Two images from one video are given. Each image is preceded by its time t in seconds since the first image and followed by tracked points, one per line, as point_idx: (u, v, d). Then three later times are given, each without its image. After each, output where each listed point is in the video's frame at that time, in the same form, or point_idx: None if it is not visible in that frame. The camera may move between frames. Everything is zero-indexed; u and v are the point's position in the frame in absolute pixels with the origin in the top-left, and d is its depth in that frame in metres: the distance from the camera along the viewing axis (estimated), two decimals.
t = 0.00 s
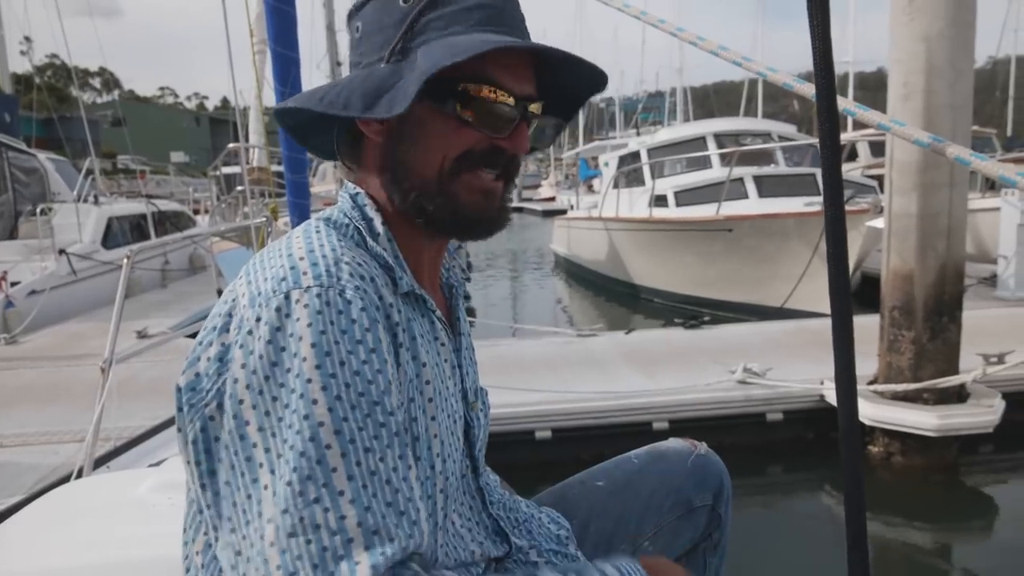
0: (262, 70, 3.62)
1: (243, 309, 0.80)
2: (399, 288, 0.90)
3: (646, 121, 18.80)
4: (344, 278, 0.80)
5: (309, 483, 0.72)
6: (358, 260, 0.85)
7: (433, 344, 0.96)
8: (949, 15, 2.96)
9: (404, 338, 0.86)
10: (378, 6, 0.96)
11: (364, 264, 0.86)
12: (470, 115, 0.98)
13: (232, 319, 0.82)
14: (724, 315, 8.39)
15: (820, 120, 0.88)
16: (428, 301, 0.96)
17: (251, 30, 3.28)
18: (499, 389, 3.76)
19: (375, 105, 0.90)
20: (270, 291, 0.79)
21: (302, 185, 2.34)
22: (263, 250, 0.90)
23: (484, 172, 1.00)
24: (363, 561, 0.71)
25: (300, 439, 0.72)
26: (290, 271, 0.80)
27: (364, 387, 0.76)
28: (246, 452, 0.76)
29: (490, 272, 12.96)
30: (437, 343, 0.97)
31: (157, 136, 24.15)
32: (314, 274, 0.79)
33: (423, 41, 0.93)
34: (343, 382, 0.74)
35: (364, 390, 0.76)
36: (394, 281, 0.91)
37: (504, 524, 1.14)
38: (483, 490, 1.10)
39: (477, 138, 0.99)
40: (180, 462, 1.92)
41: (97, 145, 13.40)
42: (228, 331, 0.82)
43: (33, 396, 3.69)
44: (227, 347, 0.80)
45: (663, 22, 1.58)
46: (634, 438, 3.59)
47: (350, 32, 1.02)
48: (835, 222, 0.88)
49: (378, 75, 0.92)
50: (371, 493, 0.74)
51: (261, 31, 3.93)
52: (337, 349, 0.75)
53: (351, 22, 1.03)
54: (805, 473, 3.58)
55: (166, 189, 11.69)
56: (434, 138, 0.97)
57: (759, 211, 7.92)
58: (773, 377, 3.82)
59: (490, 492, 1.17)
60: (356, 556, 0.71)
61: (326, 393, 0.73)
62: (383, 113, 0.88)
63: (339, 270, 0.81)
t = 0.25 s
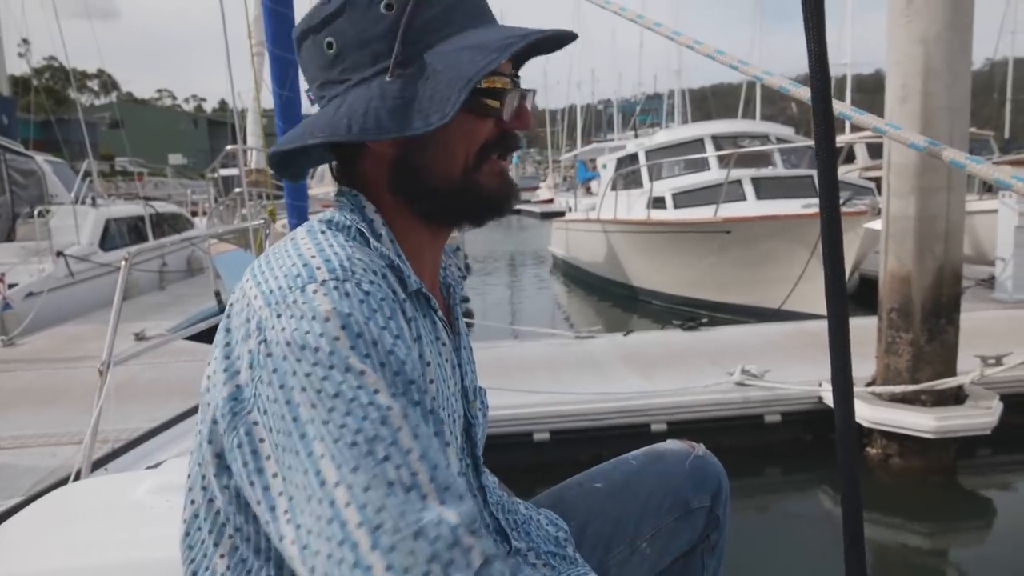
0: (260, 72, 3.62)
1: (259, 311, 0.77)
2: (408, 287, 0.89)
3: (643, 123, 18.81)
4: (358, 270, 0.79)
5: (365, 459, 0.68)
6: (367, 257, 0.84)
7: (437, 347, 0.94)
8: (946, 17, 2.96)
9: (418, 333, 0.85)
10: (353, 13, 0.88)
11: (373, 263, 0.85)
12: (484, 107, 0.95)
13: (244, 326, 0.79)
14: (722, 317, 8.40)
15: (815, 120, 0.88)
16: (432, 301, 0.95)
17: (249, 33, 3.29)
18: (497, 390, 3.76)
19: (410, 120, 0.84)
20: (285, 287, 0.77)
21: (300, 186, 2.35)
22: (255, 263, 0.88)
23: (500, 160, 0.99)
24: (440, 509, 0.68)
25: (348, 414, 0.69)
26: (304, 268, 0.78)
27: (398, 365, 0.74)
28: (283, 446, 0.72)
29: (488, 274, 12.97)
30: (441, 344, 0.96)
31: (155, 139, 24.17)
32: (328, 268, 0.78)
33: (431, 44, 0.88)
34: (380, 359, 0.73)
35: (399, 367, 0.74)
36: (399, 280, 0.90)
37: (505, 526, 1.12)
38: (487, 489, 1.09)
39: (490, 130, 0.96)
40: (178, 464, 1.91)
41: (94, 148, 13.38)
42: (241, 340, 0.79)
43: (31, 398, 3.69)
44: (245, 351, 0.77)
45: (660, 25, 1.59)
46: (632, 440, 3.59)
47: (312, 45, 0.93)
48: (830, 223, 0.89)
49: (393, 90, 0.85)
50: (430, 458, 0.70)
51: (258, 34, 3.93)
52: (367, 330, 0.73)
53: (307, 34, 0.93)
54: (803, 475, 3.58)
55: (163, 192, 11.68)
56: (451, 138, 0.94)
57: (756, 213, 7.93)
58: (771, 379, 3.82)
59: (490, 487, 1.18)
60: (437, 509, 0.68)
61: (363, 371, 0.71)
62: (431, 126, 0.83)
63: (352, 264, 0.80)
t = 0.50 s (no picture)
0: (259, 72, 3.63)
1: (252, 316, 0.75)
2: (403, 288, 0.89)
3: (642, 125, 18.82)
4: (350, 273, 0.75)
5: (324, 474, 0.63)
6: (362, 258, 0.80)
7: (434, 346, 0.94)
8: (945, 19, 2.97)
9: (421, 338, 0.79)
10: (373, 11, 0.87)
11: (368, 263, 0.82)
12: (495, 114, 0.95)
13: (238, 332, 0.77)
14: (721, 318, 8.41)
15: (814, 122, 0.88)
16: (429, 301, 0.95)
17: (248, 33, 3.29)
18: (496, 391, 3.76)
19: (433, 121, 0.83)
20: (276, 291, 0.74)
21: (299, 188, 2.34)
22: (262, 257, 0.87)
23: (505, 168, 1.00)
24: (395, 537, 0.59)
25: (314, 424, 0.64)
26: (297, 272, 0.75)
27: (378, 374, 0.67)
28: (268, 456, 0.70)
29: (487, 275, 12.97)
30: (438, 344, 0.95)
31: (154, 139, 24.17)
32: (320, 272, 0.74)
33: (452, 50, 0.88)
34: (357, 370, 0.66)
35: (378, 376, 0.67)
36: (396, 282, 0.90)
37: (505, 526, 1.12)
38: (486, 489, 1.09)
39: (498, 137, 0.96)
40: (177, 464, 1.91)
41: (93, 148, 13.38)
42: (233, 346, 0.77)
43: (30, 398, 3.69)
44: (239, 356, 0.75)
45: (658, 27, 1.59)
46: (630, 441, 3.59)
47: (325, 39, 0.91)
48: (829, 225, 0.89)
49: (413, 89, 0.84)
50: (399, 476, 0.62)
51: (257, 34, 3.93)
52: (348, 337, 0.68)
53: (320, 26, 0.92)
54: (802, 476, 3.58)
55: (162, 192, 11.68)
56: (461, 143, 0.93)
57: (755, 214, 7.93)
58: (769, 380, 3.82)
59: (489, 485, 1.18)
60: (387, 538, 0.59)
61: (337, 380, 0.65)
62: (454, 128, 0.82)
63: (345, 266, 0.76)
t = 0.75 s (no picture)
0: (259, 73, 3.62)
1: (251, 323, 0.75)
2: (403, 293, 0.89)
3: (641, 127, 18.83)
4: (351, 282, 0.74)
5: (315, 491, 0.64)
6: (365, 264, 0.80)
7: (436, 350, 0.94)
8: (944, 23, 2.97)
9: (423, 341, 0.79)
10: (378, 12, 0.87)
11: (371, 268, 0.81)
12: (500, 113, 0.96)
13: (238, 334, 0.77)
14: (720, 320, 8.42)
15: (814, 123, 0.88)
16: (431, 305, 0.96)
17: (248, 33, 3.29)
18: (495, 392, 3.76)
19: (444, 120, 0.84)
20: (275, 300, 0.73)
21: (298, 188, 2.34)
22: (268, 259, 0.87)
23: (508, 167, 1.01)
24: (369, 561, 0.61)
25: (307, 441, 0.65)
26: (296, 279, 0.74)
27: (370, 390, 0.67)
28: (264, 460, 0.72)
29: (486, 276, 12.96)
30: (439, 347, 0.96)
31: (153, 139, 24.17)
32: (319, 280, 0.73)
33: (457, 50, 0.89)
34: (349, 386, 0.66)
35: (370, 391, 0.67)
36: (397, 286, 0.90)
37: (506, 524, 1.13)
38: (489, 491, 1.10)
39: (503, 135, 0.97)
40: (177, 463, 1.91)
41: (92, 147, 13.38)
42: (232, 347, 0.77)
43: (29, 397, 3.68)
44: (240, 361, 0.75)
45: (661, 29, 1.59)
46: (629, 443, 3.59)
47: (328, 42, 0.91)
48: (831, 227, 0.89)
49: (422, 89, 0.86)
50: (387, 494, 0.63)
51: (258, 35, 3.93)
52: (342, 352, 0.67)
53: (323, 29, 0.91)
54: (800, 479, 3.58)
55: (162, 192, 11.68)
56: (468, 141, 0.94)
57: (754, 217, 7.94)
58: (768, 383, 3.82)
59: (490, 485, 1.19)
60: (365, 559, 0.61)
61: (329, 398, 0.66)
62: (465, 126, 0.84)
63: (345, 275, 0.75)
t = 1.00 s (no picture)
0: (258, 74, 3.62)
1: (241, 329, 0.80)
2: (408, 304, 0.91)
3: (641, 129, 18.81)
4: (345, 308, 0.79)
5: (269, 519, 0.75)
6: (362, 282, 0.84)
7: (443, 356, 0.97)
8: (944, 27, 2.98)
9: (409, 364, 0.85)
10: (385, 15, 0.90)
11: (367, 287, 0.84)
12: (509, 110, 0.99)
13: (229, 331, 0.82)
14: (718, 323, 8.42)
15: (817, 127, 0.88)
16: (440, 312, 0.98)
17: (249, 33, 3.28)
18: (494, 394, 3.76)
19: (457, 116, 0.88)
20: (269, 314, 0.78)
21: (298, 190, 2.34)
22: (278, 256, 0.91)
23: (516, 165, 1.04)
24: None
25: (268, 469, 0.75)
26: (292, 295, 0.79)
27: (340, 429, 0.75)
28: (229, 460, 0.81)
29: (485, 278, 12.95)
30: (445, 354, 0.98)
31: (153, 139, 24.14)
32: (315, 301, 0.78)
33: (466, 47, 0.93)
34: (320, 422, 0.75)
35: (339, 431, 0.75)
36: (402, 296, 0.92)
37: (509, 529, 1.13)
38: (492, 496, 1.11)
39: (512, 132, 1.00)
40: (176, 463, 1.90)
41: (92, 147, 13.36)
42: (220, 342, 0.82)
43: (27, 397, 3.68)
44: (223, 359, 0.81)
45: (663, 30, 1.59)
46: (628, 445, 3.59)
47: (337, 43, 0.93)
48: (834, 230, 0.89)
49: (434, 86, 0.89)
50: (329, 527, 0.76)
51: (258, 35, 3.92)
52: (319, 387, 0.75)
53: (331, 32, 0.94)
54: (798, 482, 3.58)
55: (161, 193, 11.66)
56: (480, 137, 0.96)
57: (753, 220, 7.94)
58: (767, 385, 3.82)
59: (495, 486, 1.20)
60: None
61: (300, 431, 0.75)
62: (479, 121, 0.88)
63: (341, 299, 0.79)
